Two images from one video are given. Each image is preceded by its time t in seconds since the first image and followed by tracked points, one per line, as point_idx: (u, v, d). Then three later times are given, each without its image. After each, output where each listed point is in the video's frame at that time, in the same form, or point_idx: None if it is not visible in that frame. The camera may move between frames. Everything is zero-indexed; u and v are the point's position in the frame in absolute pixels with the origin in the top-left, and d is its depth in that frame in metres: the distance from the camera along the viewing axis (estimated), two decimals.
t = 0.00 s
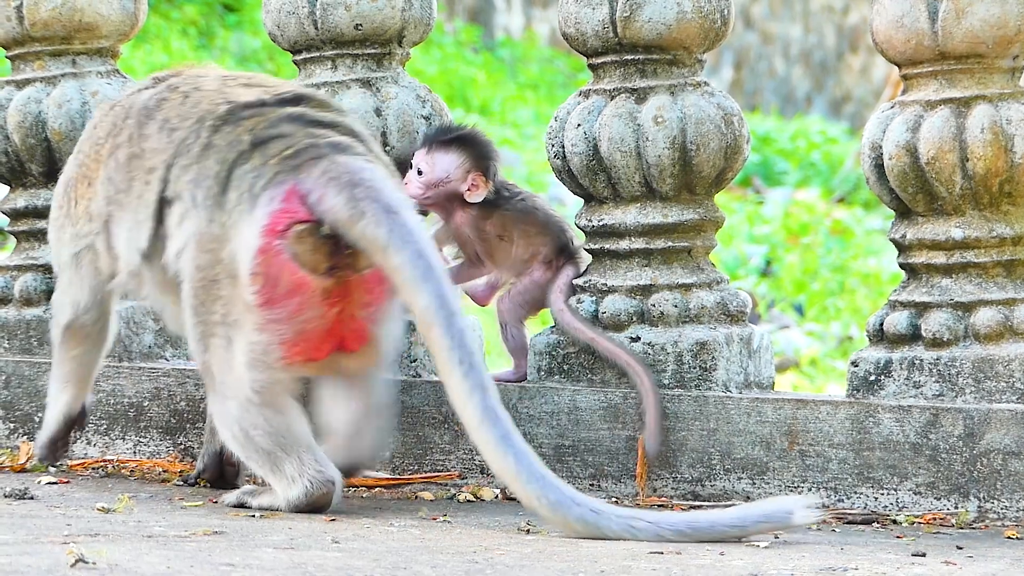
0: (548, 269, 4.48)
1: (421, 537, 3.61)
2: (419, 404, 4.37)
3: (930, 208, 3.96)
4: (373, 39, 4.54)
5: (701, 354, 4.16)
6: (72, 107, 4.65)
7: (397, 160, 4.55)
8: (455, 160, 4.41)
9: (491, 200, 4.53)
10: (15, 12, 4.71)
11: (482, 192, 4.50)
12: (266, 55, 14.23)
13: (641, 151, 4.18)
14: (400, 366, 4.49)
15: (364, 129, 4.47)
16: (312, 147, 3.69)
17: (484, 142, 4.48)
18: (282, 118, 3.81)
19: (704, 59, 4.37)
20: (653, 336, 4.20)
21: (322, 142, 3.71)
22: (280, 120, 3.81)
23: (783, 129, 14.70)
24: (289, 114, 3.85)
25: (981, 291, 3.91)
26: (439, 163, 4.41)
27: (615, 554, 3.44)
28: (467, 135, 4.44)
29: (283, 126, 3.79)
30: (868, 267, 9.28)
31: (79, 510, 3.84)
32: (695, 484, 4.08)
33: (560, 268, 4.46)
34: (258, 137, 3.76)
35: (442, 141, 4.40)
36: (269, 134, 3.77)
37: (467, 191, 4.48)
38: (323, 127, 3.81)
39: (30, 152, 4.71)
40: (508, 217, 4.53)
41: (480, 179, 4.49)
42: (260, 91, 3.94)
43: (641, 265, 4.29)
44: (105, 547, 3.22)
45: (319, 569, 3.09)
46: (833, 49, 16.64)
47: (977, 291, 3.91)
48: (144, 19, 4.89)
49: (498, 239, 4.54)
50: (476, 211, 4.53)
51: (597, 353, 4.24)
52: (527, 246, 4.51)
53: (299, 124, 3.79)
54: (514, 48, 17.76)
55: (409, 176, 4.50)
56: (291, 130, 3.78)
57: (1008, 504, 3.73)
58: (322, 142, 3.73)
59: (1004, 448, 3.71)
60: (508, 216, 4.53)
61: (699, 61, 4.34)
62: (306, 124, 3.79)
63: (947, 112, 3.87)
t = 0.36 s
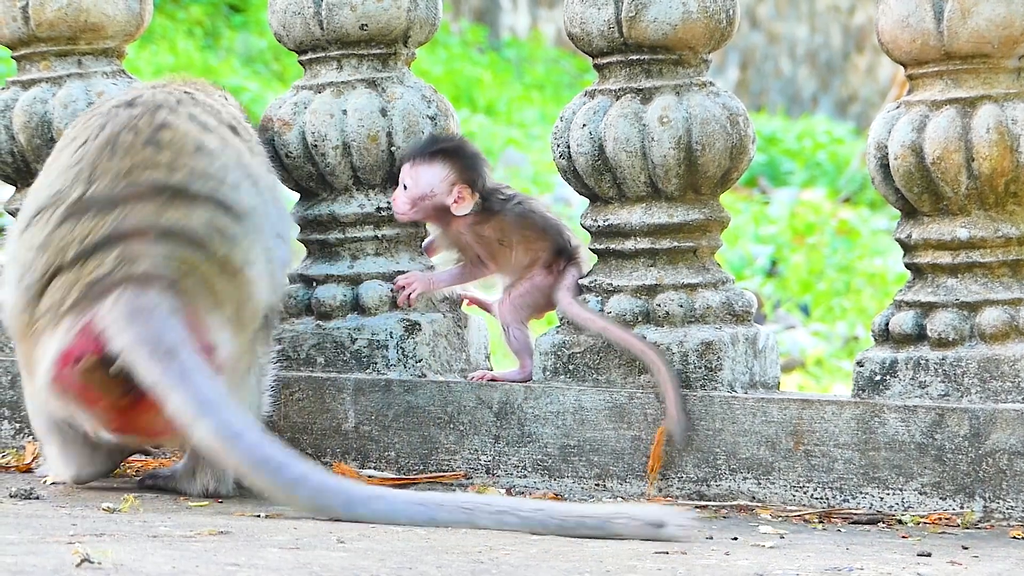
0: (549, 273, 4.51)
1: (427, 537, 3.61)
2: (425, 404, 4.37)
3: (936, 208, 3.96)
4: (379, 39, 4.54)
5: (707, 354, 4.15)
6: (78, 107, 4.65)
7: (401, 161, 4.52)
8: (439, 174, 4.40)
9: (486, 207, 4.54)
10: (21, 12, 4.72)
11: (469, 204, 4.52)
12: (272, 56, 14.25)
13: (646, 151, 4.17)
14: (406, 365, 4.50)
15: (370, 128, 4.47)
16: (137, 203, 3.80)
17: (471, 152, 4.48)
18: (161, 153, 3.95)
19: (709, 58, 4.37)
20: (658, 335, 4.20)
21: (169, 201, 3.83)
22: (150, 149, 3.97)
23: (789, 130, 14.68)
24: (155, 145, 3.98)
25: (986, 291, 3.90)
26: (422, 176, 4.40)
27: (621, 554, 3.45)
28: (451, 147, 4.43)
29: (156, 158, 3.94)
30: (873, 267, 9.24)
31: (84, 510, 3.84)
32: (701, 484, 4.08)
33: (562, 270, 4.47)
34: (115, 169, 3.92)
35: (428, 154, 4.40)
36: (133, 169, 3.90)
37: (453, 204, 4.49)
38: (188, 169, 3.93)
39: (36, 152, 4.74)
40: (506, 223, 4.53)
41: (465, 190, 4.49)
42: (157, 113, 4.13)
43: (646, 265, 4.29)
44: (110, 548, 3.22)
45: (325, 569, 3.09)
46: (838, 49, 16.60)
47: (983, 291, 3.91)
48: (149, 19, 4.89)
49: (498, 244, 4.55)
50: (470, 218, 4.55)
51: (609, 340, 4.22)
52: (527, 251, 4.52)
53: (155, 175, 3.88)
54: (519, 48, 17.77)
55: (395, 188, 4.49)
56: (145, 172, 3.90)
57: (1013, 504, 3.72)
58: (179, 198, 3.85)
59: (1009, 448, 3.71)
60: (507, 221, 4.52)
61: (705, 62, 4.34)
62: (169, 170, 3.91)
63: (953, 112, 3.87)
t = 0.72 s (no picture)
0: (561, 271, 4.48)
1: (436, 537, 3.61)
2: (434, 404, 4.38)
3: (945, 208, 3.95)
4: (388, 39, 4.55)
5: (717, 354, 4.14)
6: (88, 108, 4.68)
7: (411, 162, 4.52)
8: (458, 172, 4.39)
9: (497, 207, 4.47)
10: (30, 12, 4.74)
11: (489, 201, 4.44)
12: (283, 56, 14.26)
13: (656, 151, 4.17)
14: (416, 365, 4.50)
15: (379, 128, 4.48)
16: (28, 333, 4.02)
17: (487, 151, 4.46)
18: (21, 236, 4.03)
19: (718, 58, 4.36)
20: (668, 336, 4.20)
21: (39, 318, 4.00)
22: (6, 240, 4.05)
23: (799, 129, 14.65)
24: (10, 233, 4.05)
25: (996, 292, 3.90)
26: (442, 175, 4.39)
27: (630, 555, 3.45)
28: (467, 146, 4.43)
29: (18, 252, 4.02)
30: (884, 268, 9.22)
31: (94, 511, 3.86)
32: (711, 484, 4.07)
33: (573, 270, 4.45)
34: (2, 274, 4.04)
35: (445, 153, 4.40)
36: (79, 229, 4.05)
37: (473, 202, 4.42)
38: (21, 284, 4.00)
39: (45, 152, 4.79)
40: (517, 223, 4.46)
41: (484, 189, 4.43)
42: (19, 187, 4.11)
43: (656, 265, 4.29)
44: (119, 548, 3.23)
45: (333, 569, 3.09)
46: (850, 49, 16.61)
47: (993, 291, 3.90)
48: (159, 19, 4.93)
49: (511, 245, 4.48)
50: (484, 218, 4.47)
51: (610, 352, 4.22)
52: (539, 251, 4.47)
53: (11, 300, 4.02)
54: (530, 48, 17.80)
55: (410, 189, 4.47)
56: None
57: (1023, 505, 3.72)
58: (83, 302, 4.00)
59: (1019, 448, 3.70)
60: (518, 221, 4.46)
61: (714, 62, 4.34)
62: (18, 295, 4.01)
63: (962, 112, 3.86)
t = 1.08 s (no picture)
0: (588, 271, 4.46)
1: (461, 537, 3.62)
2: (460, 404, 4.39)
3: (972, 209, 3.94)
4: (414, 39, 4.56)
5: (743, 354, 4.14)
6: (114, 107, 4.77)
7: (437, 161, 4.54)
8: (488, 161, 4.39)
9: (526, 202, 4.46)
10: (57, 12, 4.83)
11: (518, 194, 4.43)
12: (310, 56, 14.31)
13: (682, 152, 4.17)
14: (441, 366, 4.52)
15: (405, 128, 4.49)
16: (38, 362, 4.07)
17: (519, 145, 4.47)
18: (21, 262, 4.10)
19: (745, 59, 4.36)
20: (694, 336, 4.19)
21: (45, 346, 4.06)
22: (11, 265, 4.12)
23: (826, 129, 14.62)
24: (13, 258, 4.12)
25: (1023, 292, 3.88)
26: (471, 163, 4.39)
27: (655, 555, 3.46)
28: (501, 137, 4.44)
29: (19, 279, 4.09)
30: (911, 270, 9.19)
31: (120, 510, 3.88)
32: (737, 484, 4.07)
33: (600, 270, 4.45)
34: (6, 303, 4.11)
35: (478, 142, 4.41)
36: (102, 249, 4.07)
37: (502, 193, 4.42)
38: (24, 314, 4.07)
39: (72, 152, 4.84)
40: (545, 220, 4.44)
41: (515, 181, 4.43)
42: (20, 205, 4.16)
43: (682, 265, 4.29)
44: (145, 547, 3.26)
45: (358, 569, 3.11)
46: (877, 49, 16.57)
47: (1019, 292, 3.89)
48: (185, 19, 5.00)
49: (537, 242, 4.46)
50: (510, 213, 4.45)
51: (638, 351, 4.22)
52: (567, 249, 4.45)
53: (17, 331, 4.08)
54: (557, 47, 17.81)
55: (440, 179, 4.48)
56: None
57: None
58: (103, 324, 4.05)
59: None
60: (547, 218, 4.44)
61: (741, 62, 4.33)
62: (22, 326, 4.07)
63: (989, 112, 3.84)
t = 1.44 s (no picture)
0: (604, 269, 4.48)
1: (475, 536, 3.63)
2: (476, 402, 4.39)
3: (987, 208, 3.93)
4: (430, 37, 4.57)
5: (757, 353, 4.15)
6: (129, 105, 4.79)
7: (453, 159, 4.55)
8: (511, 151, 4.37)
9: (544, 198, 4.47)
10: (72, 10, 4.84)
11: (536, 185, 4.41)
12: (328, 53, 14.28)
13: (698, 150, 4.17)
14: (457, 364, 4.53)
15: (421, 126, 4.50)
16: (78, 304, 4.03)
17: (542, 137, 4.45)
18: (113, 214, 4.05)
19: (760, 57, 4.35)
20: (709, 335, 4.19)
21: (92, 291, 4.02)
22: (101, 211, 4.08)
23: (841, 127, 14.61)
24: (106, 207, 4.08)
25: None
26: (495, 152, 4.38)
27: (671, 553, 3.46)
28: (526, 128, 4.44)
29: (103, 226, 4.05)
30: (926, 266, 9.08)
31: (136, 506, 3.89)
32: (751, 483, 4.07)
33: (617, 267, 4.47)
34: (80, 240, 4.07)
35: (502, 133, 4.39)
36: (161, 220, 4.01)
37: (519, 183, 4.40)
38: (90, 257, 4.03)
39: (88, 149, 4.86)
40: (562, 218, 4.46)
41: (534, 172, 4.41)
42: (139, 168, 4.10)
43: (697, 264, 4.28)
44: (160, 545, 3.27)
45: (373, 567, 3.12)
46: (892, 47, 16.50)
47: None
48: (201, 17, 5.01)
49: (552, 238, 4.48)
50: (528, 207, 4.47)
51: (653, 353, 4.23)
52: (582, 247, 4.47)
53: (78, 270, 4.05)
54: (573, 46, 17.80)
55: (462, 162, 4.48)
56: (66, 254, 4.08)
57: None
58: (151, 297, 3.99)
59: None
60: (563, 216, 4.46)
61: (756, 60, 4.33)
62: (84, 267, 4.04)
63: (1004, 110, 3.83)
